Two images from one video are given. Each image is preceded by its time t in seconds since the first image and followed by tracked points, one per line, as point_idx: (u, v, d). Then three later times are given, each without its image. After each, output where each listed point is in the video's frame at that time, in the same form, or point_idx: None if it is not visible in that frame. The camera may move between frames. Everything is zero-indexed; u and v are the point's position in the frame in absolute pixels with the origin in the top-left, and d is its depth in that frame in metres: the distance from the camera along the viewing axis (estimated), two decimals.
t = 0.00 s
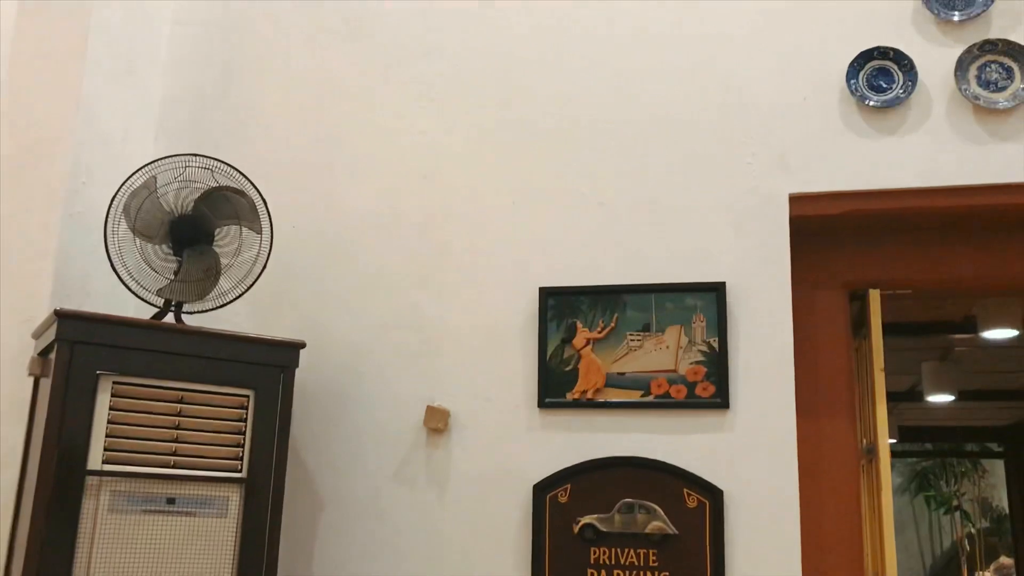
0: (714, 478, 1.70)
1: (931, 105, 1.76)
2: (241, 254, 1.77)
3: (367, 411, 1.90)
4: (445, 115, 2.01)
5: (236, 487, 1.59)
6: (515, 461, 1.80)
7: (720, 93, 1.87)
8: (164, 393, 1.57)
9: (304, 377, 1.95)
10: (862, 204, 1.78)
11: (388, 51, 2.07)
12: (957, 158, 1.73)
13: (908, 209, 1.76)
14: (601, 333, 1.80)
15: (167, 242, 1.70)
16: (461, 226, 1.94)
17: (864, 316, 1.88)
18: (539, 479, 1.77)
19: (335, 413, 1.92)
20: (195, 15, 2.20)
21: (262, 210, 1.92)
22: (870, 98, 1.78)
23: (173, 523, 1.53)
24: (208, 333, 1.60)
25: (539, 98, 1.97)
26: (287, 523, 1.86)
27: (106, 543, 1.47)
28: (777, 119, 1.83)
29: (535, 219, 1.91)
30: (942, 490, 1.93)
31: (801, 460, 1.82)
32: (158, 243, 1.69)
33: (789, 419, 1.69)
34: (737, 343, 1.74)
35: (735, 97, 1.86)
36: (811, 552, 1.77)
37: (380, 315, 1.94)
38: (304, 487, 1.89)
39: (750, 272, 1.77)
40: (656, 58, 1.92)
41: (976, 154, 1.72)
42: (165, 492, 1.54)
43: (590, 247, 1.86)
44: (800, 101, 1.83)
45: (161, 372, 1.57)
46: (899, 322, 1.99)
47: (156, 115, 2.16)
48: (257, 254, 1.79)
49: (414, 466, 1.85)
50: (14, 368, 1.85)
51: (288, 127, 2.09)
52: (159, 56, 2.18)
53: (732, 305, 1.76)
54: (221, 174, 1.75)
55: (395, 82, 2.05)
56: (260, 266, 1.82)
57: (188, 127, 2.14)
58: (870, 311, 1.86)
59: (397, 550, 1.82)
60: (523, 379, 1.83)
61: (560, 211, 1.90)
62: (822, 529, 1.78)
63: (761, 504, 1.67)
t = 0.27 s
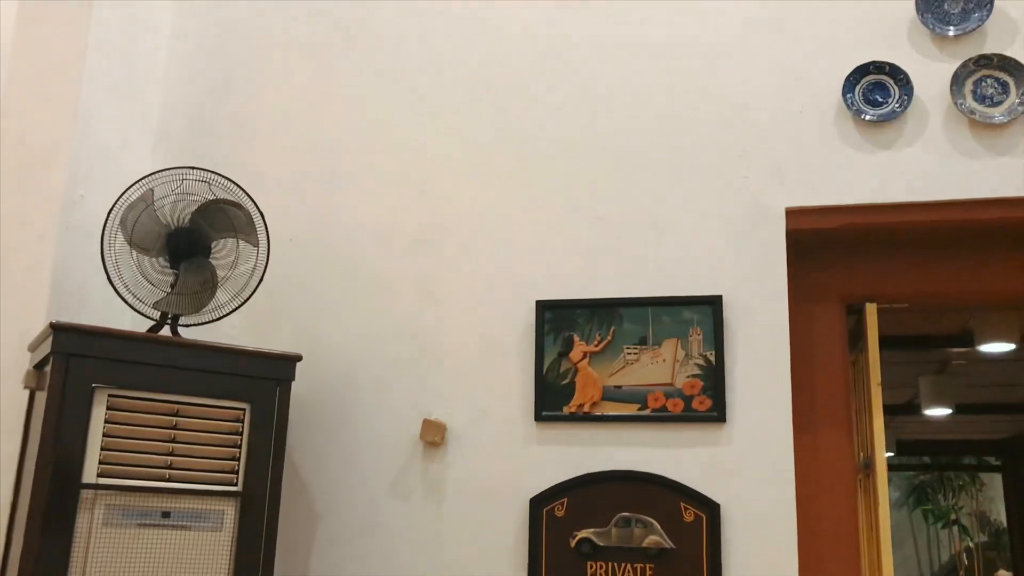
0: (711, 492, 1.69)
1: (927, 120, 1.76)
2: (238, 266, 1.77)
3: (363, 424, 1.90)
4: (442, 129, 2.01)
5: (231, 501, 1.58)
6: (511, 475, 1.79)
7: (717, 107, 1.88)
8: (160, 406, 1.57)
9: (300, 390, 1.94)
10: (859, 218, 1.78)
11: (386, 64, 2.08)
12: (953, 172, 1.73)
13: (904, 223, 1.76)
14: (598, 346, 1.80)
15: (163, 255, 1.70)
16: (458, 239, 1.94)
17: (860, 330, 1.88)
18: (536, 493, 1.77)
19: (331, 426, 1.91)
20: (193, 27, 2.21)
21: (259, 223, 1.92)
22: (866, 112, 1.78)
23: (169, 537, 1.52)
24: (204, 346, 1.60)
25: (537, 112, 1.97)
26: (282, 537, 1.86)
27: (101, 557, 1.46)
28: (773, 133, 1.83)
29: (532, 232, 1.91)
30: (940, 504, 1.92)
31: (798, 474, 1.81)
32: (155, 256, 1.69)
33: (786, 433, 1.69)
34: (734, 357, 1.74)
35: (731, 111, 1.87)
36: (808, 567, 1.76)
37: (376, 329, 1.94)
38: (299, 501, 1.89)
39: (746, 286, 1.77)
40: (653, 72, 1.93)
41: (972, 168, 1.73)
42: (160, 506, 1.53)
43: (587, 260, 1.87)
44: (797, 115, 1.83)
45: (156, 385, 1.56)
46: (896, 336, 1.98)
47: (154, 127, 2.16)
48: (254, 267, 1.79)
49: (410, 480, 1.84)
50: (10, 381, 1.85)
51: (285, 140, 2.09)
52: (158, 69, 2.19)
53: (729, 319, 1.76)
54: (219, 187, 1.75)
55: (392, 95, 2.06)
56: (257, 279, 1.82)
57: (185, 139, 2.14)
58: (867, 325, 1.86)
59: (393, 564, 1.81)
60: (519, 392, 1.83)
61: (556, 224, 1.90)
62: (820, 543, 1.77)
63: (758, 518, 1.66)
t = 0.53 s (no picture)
0: (707, 506, 1.69)
1: (922, 134, 1.77)
2: (232, 279, 1.77)
3: (358, 438, 1.89)
4: (439, 142, 2.01)
5: (225, 515, 1.57)
6: (506, 489, 1.79)
7: (713, 121, 1.88)
8: (153, 419, 1.56)
9: (294, 403, 1.93)
10: (854, 232, 1.78)
11: (383, 77, 2.08)
12: (948, 187, 1.73)
13: (900, 237, 1.76)
14: (594, 360, 1.79)
15: (158, 267, 1.69)
16: (454, 252, 1.94)
17: (856, 345, 1.88)
18: (531, 508, 1.76)
19: (325, 440, 1.90)
20: (190, 39, 2.20)
21: (254, 235, 1.92)
22: (861, 127, 1.79)
23: (161, 551, 1.51)
24: (198, 358, 1.59)
25: (533, 125, 1.97)
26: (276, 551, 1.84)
27: (92, 572, 1.45)
28: (768, 148, 1.84)
29: (527, 245, 1.91)
30: (938, 519, 1.91)
31: (794, 489, 1.81)
32: (149, 268, 1.69)
33: (782, 448, 1.68)
34: (730, 371, 1.74)
35: (727, 125, 1.87)
36: None
37: (372, 342, 1.93)
38: (293, 514, 1.88)
39: (742, 300, 1.77)
40: (649, 86, 1.93)
41: (966, 183, 1.73)
42: (153, 520, 1.52)
43: (583, 274, 1.86)
44: (793, 129, 1.83)
45: (150, 398, 1.56)
46: (892, 350, 1.98)
47: (150, 136, 2.15)
48: (249, 279, 1.78)
49: (405, 493, 1.83)
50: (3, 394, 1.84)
51: (282, 152, 2.09)
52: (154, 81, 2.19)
53: (725, 333, 1.76)
54: (214, 199, 1.75)
55: (388, 108, 2.06)
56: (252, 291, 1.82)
57: (181, 152, 2.14)
58: (863, 339, 1.86)
59: None
60: (515, 406, 1.83)
61: (552, 237, 1.90)
62: (815, 557, 1.77)
63: (754, 533, 1.66)
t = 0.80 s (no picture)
0: (700, 522, 1.69)
1: (914, 151, 1.78)
2: (226, 292, 1.77)
3: (350, 452, 1.89)
4: (434, 156, 2.02)
5: (216, 529, 1.57)
6: (499, 504, 1.78)
7: (707, 137, 1.89)
8: (146, 433, 1.56)
9: (287, 417, 1.93)
10: (846, 248, 1.78)
11: (378, 92, 2.08)
12: (940, 203, 1.74)
13: (892, 253, 1.77)
14: (587, 375, 1.80)
15: (152, 280, 1.69)
16: (448, 266, 1.94)
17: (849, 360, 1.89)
18: (523, 523, 1.76)
19: (318, 453, 1.90)
20: (186, 53, 2.21)
21: (248, 248, 1.92)
22: (853, 144, 1.80)
23: (152, 565, 1.51)
24: (191, 372, 1.59)
25: (528, 140, 1.98)
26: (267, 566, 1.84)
27: None
28: (761, 164, 1.84)
29: (521, 260, 1.91)
30: (931, 534, 1.92)
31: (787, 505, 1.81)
32: (143, 281, 1.69)
33: (774, 463, 1.68)
34: (722, 387, 1.74)
35: (721, 141, 1.88)
36: None
37: (365, 355, 1.93)
38: (285, 529, 1.87)
39: (735, 315, 1.77)
40: (643, 102, 1.94)
41: (958, 200, 1.74)
42: (143, 534, 1.51)
43: (576, 288, 1.87)
44: (785, 146, 1.84)
45: (142, 411, 1.55)
46: (884, 366, 1.98)
47: (145, 150, 2.16)
48: (242, 293, 1.78)
49: (397, 508, 1.83)
50: None
51: (277, 165, 2.09)
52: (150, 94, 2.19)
53: (718, 348, 1.76)
54: (208, 213, 1.76)
55: (383, 122, 2.06)
56: (245, 305, 1.82)
57: (176, 164, 2.14)
58: (855, 355, 1.86)
59: None
60: (508, 421, 1.83)
61: (545, 252, 1.90)
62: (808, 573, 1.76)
63: (746, 548, 1.66)
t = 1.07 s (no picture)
0: (690, 538, 1.68)
1: (904, 169, 1.78)
2: (218, 304, 1.76)
3: (341, 465, 1.88)
4: (427, 170, 2.02)
5: (205, 542, 1.56)
6: (489, 518, 1.78)
7: (699, 153, 1.90)
8: (135, 445, 1.55)
9: (278, 430, 1.93)
10: (837, 265, 1.79)
11: (371, 106, 2.09)
12: (930, 221, 1.75)
13: (882, 270, 1.78)
14: (578, 390, 1.80)
15: (144, 293, 1.69)
16: (440, 280, 1.95)
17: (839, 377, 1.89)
18: (514, 538, 1.75)
19: (308, 467, 1.89)
20: (180, 66, 2.22)
21: (240, 261, 1.92)
22: (844, 161, 1.81)
23: None
24: (181, 385, 1.59)
25: (520, 155, 1.98)
26: None
27: None
28: (753, 180, 1.85)
29: (513, 274, 1.91)
30: (923, 550, 1.90)
31: (777, 521, 1.81)
32: (135, 293, 1.68)
33: (765, 479, 1.69)
34: (713, 402, 1.74)
35: (713, 157, 1.89)
36: None
37: (356, 369, 1.93)
38: (273, 543, 1.86)
39: (726, 331, 1.78)
40: (635, 117, 1.95)
41: (948, 217, 1.75)
42: (131, 547, 1.51)
43: (568, 303, 1.87)
44: (777, 163, 1.85)
45: (132, 424, 1.55)
46: (875, 383, 1.98)
47: (139, 162, 2.16)
48: (234, 305, 1.78)
49: (387, 522, 1.82)
50: None
51: (270, 179, 2.09)
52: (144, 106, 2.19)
53: (709, 363, 1.77)
54: (201, 225, 1.76)
55: (377, 136, 2.07)
56: (237, 317, 1.82)
57: (170, 176, 2.14)
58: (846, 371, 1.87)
59: None
60: (499, 435, 1.82)
61: (537, 267, 1.91)
62: None
63: (736, 565, 1.65)
